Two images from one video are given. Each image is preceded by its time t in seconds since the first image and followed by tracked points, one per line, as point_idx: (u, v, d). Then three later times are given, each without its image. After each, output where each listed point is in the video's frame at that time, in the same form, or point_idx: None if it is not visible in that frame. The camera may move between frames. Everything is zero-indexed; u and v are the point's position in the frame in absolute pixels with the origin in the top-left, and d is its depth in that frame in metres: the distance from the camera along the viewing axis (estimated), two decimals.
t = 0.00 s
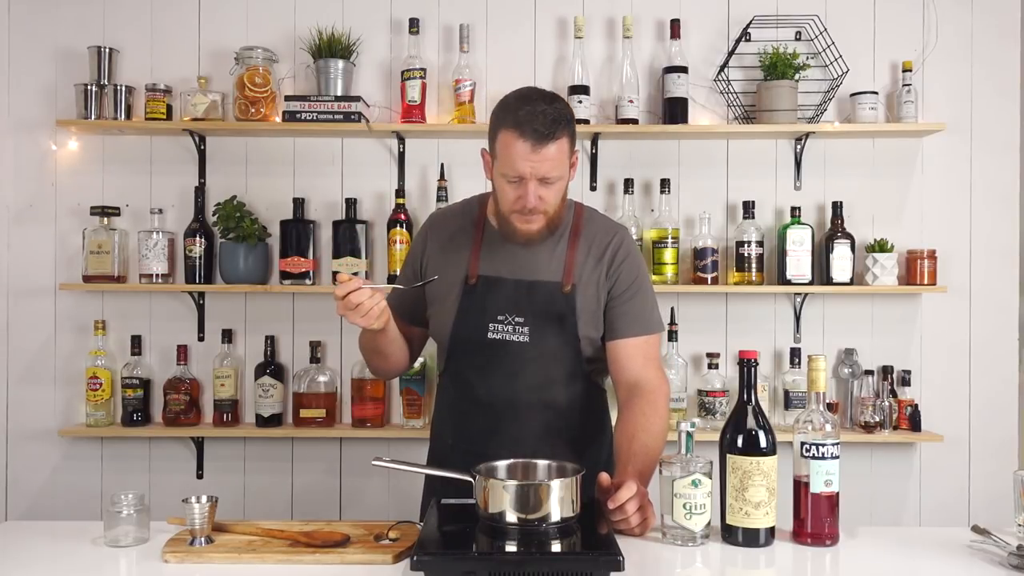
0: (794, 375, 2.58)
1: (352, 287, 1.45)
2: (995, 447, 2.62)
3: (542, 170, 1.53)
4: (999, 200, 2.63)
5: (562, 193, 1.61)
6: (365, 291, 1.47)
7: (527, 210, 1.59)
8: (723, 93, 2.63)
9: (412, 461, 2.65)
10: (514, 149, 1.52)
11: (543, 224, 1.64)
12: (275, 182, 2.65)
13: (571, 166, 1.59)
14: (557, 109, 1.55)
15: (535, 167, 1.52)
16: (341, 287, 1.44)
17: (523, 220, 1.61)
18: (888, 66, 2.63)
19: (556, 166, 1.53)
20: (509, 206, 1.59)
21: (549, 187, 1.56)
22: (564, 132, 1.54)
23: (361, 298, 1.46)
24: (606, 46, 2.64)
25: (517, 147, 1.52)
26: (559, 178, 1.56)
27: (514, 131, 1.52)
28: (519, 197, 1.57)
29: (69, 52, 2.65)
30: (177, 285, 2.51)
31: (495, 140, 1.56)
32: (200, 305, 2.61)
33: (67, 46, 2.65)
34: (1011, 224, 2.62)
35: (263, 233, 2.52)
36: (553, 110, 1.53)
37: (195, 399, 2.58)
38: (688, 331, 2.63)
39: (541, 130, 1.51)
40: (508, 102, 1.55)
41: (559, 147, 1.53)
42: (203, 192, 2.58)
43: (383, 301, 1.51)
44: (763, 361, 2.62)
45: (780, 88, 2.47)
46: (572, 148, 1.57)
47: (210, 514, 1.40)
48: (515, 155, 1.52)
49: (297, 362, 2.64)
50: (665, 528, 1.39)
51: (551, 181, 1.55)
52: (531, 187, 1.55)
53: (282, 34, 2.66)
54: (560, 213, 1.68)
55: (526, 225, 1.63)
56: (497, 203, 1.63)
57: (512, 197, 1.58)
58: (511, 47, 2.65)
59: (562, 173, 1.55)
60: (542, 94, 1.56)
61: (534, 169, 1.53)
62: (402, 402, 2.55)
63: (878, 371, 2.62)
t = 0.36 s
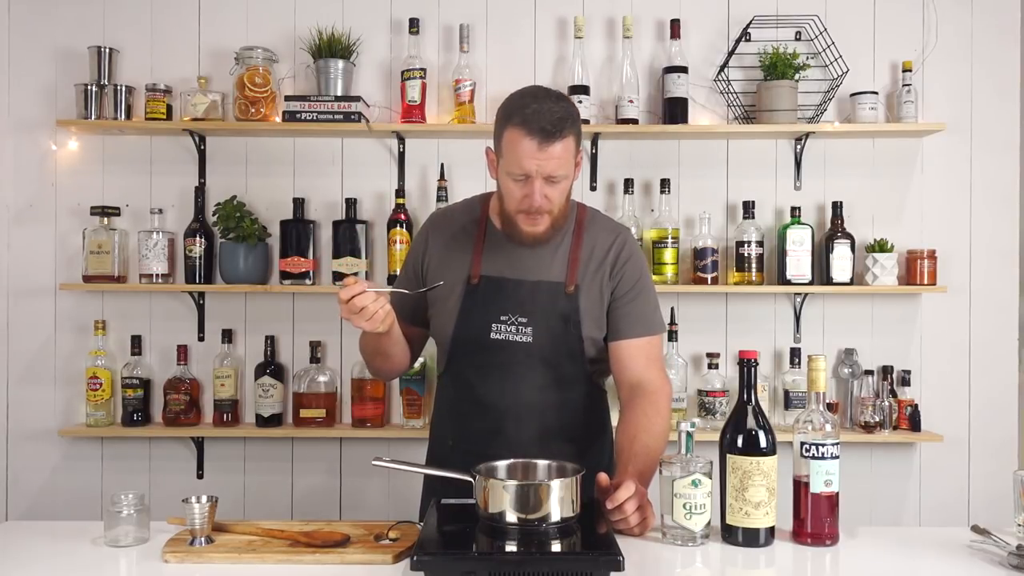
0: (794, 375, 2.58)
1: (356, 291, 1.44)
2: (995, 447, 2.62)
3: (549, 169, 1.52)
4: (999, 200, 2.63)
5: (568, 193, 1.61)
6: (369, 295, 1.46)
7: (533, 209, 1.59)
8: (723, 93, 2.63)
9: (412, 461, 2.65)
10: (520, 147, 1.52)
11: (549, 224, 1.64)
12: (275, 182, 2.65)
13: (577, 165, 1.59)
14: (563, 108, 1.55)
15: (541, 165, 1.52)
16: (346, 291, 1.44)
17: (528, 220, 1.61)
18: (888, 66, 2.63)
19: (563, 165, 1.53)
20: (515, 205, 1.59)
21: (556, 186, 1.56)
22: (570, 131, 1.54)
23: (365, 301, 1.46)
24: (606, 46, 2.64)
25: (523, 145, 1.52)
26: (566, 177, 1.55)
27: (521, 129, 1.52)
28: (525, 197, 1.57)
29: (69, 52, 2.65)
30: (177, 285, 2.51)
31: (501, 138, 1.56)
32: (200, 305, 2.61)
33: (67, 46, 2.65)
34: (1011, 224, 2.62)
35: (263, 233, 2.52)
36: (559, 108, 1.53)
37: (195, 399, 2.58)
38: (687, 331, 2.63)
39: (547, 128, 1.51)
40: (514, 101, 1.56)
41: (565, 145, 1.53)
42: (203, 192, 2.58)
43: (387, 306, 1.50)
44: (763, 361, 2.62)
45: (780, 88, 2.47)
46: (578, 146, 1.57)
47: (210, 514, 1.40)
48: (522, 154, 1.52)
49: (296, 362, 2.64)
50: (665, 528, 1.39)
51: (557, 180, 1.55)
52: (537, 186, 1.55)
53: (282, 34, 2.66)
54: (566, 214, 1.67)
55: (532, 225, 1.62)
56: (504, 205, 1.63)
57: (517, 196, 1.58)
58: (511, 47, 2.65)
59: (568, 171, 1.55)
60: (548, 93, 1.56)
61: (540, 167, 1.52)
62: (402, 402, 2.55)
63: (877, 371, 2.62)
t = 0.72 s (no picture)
0: (794, 375, 2.58)
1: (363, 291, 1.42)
2: (995, 447, 2.62)
3: (558, 166, 1.52)
4: (999, 200, 2.63)
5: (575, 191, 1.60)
6: (377, 296, 1.44)
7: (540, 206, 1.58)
8: (723, 93, 2.63)
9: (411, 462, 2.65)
10: (530, 143, 1.52)
11: (556, 221, 1.63)
12: (275, 182, 2.65)
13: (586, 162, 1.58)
14: (574, 106, 1.55)
15: (551, 162, 1.52)
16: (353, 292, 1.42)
17: (536, 217, 1.60)
18: (888, 66, 2.63)
19: (572, 161, 1.53)
20: (523, 201, 1.59)
21: (564, 183, 1.56)
22: (580, 128, 1.54)
23: (372, 302, 1.44)
24: (606, 46, 2.64)
25: (533, 141, 1.52)
26: (574, 174, 1.55)
27: (531, 125, 1.52)
28: (534, 193, 1.56)
29: (69, 52, 2.65)
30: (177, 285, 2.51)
31: (511, 134, 1.56)
32: (200, 305, 2.61)
33: (66, 46, 2.65)
34: (1011, 224, 2.62)
35: (263, 233, 2.52)
36: (570, 105, 1.53)
37: (195, 399, 2.58)
38: (687, 331, 2.63)
39: (557, 125, 1.51)
40: (525, 96, 1.55)
41: (575, 142, 1.52)
42: (203, 192, 2.58)
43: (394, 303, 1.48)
44: (763, 361, 2.62)
45: (780, 88, 2.47)
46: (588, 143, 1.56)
47: (210, 514, 1.40)
48: (531, 149, 1.52)
49: (296, 362, 2.64)
50: (665, 528, 1.39)
51: (566, 177, 1.55)
52: (546, 182, 1.54)
53: (282, 34, 2.66)
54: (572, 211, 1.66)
55: (538, 221, 1.62)
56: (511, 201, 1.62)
57: (526, 192, 1.57)
58: (511, 47, 2.65)
59: (577, 168, 1.55)
60: (559, 90, 1.56)
61: (549, 163, 1.52)
62: (402, 402, 2.55)
63: (877, 371, 2.62)
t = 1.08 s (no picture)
0: (794, 375, 2.58)
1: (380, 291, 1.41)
2: (994, 447, 2.62)
3: (575, 155, 1.53)
4: (999, 201, 2.63)
5: (591, 182, 1.61)
6: (394, 296, 1.43)
7: (555, 196, 1.58)
8: (723, 93, 2.63)
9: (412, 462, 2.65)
10: (547, 132, 1.53)
11: (571, 214, 1.63)
12: (275, 182, 2.65)
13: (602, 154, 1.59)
14: (590, 97, 1.56)
15: (568, 151, 1.52)
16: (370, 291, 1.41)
17: (552, 209, 1.60)
18: (888, 66, 2.63)
19: (589, 151, 1.54)
20: (539, 192, 1.59)
21: (580, 172, 1.56)
22: (597, 118, 1.55)
23: (389, 302, 1.43)
24: (606, 46, 2.64)
25: (551, 130, 1.53)
26: (591, 164, 1.56)
27: (548, 114, 1.53)
28: (550, 183, 1.57)
29: (69, 52, 2.65)
30: (177, 285, 2.51)
31: (528, 124, 1.57)
32: (200, 305, 2.61)
33: (66, 46, 2.65)
34: (1011, 224, 2.62)
35: (263, 233, 2.52)
36: (586, 95, 1.54)
37: (195, 399, 2.58)
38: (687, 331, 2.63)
39: (575, 115, 1.52)
40: (540, 89, 1.57)
41: (592, 132, 1.54)
42: (203, 192, 2.58)
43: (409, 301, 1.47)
44: (763, 361, 2.62)
45: (780, 88, 2.47)
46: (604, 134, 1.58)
47: (210, 514, 1.40)
48: (549, 138, 1.53)
49: (296, 362, 2.64)
50: (665, 528, 1.39)
51: (582, 167, 1.55)
52: (562, 172, 1.55)
53: (282, 34, 2.66)
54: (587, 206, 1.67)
55: (553, 213, 1.61)
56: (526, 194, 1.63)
57: (543, 183, 1.58)
58: (511, 48, 2.65)
59: (594, 158, 1.55)
60: (575, 82, 1.57)
61: (566, 152, 1.53)
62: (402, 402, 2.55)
63: (877, 371, 2.62)
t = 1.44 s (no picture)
0: (794, 375, 2.58)
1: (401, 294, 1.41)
2: (995, 447, 2.62)
3: (589, 130, 1.56)
4: (999, 201, 2.63)
5: (605, 168, 1.61)
6: (415, 300, 1.42)
7: (567, 175, 1.58)
8: (723, 93, 2.63)
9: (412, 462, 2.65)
10: (563, 109, 1.58)
11: (584, 199, 1.61)
12: (275, 182, 2.65)
13: (618, 140, 1.62)
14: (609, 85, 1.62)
15: (582, 126, 1.57)
16: (391, 296, 1.40)
17: (565, 193, 1.59)
18: (888, 66, 2.63)
19: (603, 129, 1.57)
20: (553, 173, 1.60)
21: (593, 151, 1.58)
22: (613, 102, 1.60)
23: (411, 305, 1.42)
24: (606, 45, 2.64)
25: (567, 108, 1.58)
26: (604, 142, 1.58)
27: (566, 93, 1.59)
28: (564, 163, 1.58)
29: (69, 52, 2.65)
30: (177, 285, 2.51)
31: (547, 108, 1.63)
32: (200, 305, 2.61)
33: (66, 46, 2.65)
34: (1011, 224, 2.62)
35: (263, 233, 2.52)
36: (604, 80, 1.61)
37: (195, 399, 2.58)
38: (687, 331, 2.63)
39: (591, 92, 1.58)
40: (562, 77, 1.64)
41: (605, 110, 1.58)
42: (203, 192, 2.58)
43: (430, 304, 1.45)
44: (763, 361, 2.62)
45: (780, 87, 2.47)
46: (620, 119, 1.62)
47: (210, 514, 1.40)
48: (565, 115, 1.58)
49: (297, 362, 2.64)
50: (665, 528, 1.39)
51: (596, 146, 1.58)
52: (575, 148, 1.57)
53: (282, 34, 2.66)
54: (602, 198, 1.65)
55: (564, 195, 1.60)
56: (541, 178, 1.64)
57: (557, 164, 1.59)
58: (511, 48, 2.65)
59: (607, 138, 1.58)
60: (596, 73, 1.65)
61: (580, 127, 1.56)
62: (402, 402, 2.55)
63: (877, 371, 2.62)
